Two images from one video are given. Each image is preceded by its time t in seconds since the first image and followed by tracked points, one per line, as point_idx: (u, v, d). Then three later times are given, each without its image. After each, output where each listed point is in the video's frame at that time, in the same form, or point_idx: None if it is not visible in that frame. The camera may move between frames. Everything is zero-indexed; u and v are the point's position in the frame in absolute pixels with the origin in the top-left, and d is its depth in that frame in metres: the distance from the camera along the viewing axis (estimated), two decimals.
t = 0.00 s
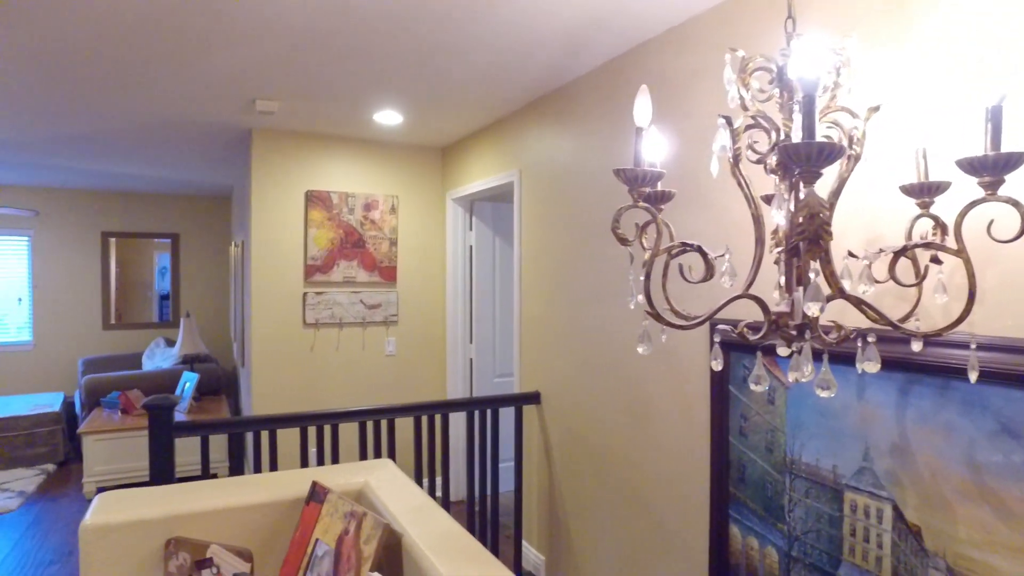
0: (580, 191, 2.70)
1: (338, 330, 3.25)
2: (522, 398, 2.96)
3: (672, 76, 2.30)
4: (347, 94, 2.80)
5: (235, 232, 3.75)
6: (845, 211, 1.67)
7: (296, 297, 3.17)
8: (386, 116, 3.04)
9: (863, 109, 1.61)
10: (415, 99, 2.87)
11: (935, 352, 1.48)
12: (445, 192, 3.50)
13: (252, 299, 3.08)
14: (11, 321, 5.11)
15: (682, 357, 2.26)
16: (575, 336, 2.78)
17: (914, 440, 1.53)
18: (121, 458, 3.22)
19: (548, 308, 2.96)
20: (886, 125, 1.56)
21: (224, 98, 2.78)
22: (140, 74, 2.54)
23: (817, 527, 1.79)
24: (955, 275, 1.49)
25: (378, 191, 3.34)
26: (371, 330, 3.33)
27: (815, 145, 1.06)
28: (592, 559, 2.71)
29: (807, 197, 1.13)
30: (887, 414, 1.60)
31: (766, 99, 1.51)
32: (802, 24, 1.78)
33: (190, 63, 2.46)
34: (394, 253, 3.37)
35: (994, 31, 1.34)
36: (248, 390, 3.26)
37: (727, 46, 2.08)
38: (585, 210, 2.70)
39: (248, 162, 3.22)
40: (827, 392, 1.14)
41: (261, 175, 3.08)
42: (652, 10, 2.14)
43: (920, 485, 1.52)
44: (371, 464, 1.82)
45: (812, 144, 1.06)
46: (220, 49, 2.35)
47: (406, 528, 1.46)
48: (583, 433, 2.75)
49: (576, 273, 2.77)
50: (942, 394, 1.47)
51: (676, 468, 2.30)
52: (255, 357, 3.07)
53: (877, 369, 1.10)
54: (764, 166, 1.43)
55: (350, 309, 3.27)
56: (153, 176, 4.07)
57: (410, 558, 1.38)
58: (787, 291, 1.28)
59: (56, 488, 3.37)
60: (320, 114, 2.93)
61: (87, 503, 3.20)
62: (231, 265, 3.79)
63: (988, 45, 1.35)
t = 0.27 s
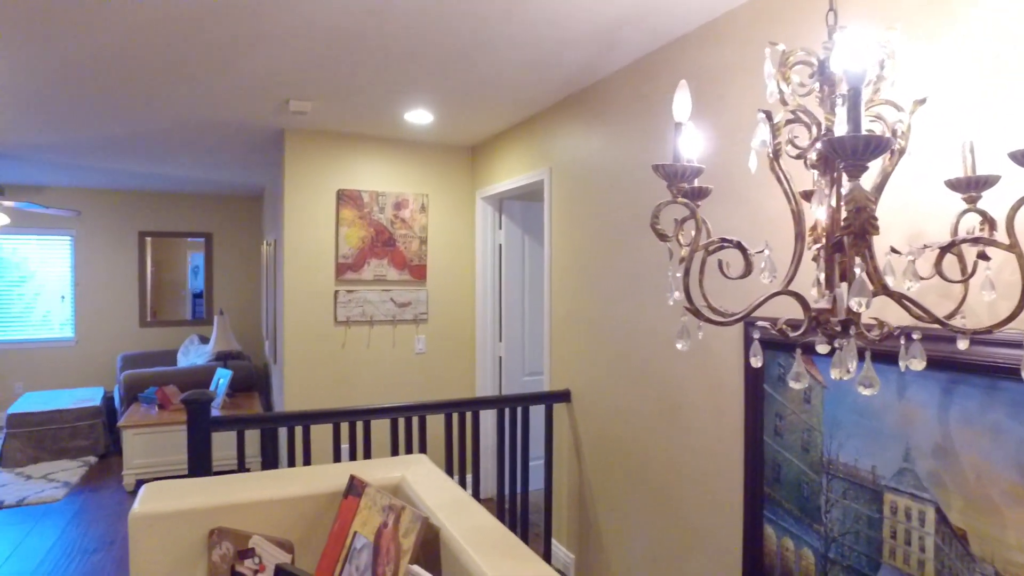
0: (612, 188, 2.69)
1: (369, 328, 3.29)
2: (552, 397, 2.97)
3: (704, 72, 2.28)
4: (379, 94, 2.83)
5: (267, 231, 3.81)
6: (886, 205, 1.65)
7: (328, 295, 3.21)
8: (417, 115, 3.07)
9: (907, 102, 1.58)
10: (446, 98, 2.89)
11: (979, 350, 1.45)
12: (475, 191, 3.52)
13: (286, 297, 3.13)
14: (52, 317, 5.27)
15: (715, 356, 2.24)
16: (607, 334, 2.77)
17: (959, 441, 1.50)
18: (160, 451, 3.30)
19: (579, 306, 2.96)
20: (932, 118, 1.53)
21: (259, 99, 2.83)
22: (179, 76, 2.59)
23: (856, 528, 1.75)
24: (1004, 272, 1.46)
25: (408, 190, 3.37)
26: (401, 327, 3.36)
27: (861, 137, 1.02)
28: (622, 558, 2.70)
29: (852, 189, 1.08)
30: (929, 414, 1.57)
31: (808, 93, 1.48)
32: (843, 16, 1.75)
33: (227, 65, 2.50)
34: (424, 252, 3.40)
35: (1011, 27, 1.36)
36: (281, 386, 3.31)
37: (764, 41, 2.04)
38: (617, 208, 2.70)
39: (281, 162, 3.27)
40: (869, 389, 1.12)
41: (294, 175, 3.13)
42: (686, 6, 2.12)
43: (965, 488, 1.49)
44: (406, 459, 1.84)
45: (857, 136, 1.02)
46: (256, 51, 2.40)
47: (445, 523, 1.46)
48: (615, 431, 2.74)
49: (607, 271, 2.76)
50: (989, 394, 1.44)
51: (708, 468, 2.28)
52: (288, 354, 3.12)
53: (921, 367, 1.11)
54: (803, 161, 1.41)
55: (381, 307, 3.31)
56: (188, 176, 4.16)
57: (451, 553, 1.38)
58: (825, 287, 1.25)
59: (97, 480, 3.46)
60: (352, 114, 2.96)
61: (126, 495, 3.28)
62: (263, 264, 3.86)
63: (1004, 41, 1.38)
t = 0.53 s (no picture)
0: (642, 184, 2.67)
1: (398, 325, 3.32)
2: (581, 394, 2.97)
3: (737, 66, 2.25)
4: (409, 92, 2.85)
5: (298, 229, 3.86)
6: (930, 197, 1.62)
7: (358, 292, 3.25)
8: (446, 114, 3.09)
9: (953, 92, 1.54)
10: (475, 96, 2.91)
11: None
12: (503, 188, 3.53)
13: (317, 294, 3.17)
14: (90, 314, 5.41)
15: (748, 353, 2.21)
16: (637, 332, 2.76)
17: (1004, 441, 1.46)
18: (195, 445, 3.37)
19: (609, 303, 2.96)
20: (979, 107, 1.50)
21: (292, 99, 2.87)
22: (215, 76, 2.65)
23: (894, 530, 1.72)
24: None
25: (437, 188, 3.39)
26: (430, 325, 3.38)
27: (907, 126, 0.97)
28: (652, 557, 2.69)
29: (898, 180, 1.02)
30: (973, 413, 1.53)
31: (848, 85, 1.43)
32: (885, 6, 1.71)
33: (261, 64, 2.55)
34: (452, 249, 3.42)
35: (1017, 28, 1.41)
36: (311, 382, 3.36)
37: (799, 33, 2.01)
38: (647, 204, 2.68)
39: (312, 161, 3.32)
40: (912, 387, 1.08)
41: (325, 173, 3.17)
42: None
43: (1011, 489, 1.44)
44: (439, 454, 1.85)
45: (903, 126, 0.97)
46: (290, 50, 2.43)
47: (480, 517, 1.46)
48: (645, 429, 2.73)
49: (638, 268, 2.75)
50: None
51: (739, 467, 2.25)
52: (319, 351, 3.17)
53: (966, 363, 1.09)
54: (842, 153, 1.38)
55: (410, 304, 3.33)
56: (222, 176, 4.24)
57: (486, 545, 1.38)
58: (864, 282, 1.23)
59: (134, 472, 3.55)
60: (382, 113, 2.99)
61: (163, 487, 3.36)
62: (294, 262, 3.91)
63: (1010, 40, 1.43)
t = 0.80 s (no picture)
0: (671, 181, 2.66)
1: (425, 323, 3.34)
2: (608, 392, 2.97)
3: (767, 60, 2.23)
4: (437, 90, 2.87)
5: (325, 228, 3.91)
6: (974, 186, 1.58)
7: (385, 290, 3.27)
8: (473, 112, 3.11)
9: (998, 80, 1.50)
10: (502, 93, 2.92)
11: None
12: (529, 186, 3.54)
13: (345, 291, 3.21)
14: (124, 311, 5.54)
15: (779, 351, 2.18)
16: (665, 329, 2.74)
17: None
18: (225, 439, 3.43)
19: (637, 300, 2.94)
20: None
21: (321, 98, 2.91)
22: (247, 76, 2.69)
23: (931, 531, 1.68)
24: None
25: (463, 186, 3.41)
26: (456, 322, 3.39)
27: (950, 114, 0.91)
28: (679, 556, 2.67)
29: (939, 169, 0.95)
30: (1015, 412, 1.49)
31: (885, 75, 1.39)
32: None
33: (292, 63, 2.58)
34: (478, 247, 3.43)
35: None
36: (338, 378, 3.40)
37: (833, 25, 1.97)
38: (676, 201, 2.66)
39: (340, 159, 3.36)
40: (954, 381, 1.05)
41: (353, 172, 3.21)
42: None
43: None
44: (468, 448, 1.86)
45: (945, 113, 0.91)
46: (320, 50, 2.47)
47: (512, 510, 1.47)
48: (672, 428, 2.71)
49: (666, 265, 2.73)
50: None
51: (769, 466, 2.22)
52: (347, 347, 3.20)
53: (1010, 360, 1.04)
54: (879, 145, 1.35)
55: (436, 302, 3.35)
56: (252, 176, 4.31)
57: (519, 538, 1.39)
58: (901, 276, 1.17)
59: (167, 466, 3.63)
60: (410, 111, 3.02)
61: (194, 481, 3.43)
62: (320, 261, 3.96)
63: None
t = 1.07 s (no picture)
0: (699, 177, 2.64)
1: (451, 321, 3.35)
2: (635, 390, 2.96)
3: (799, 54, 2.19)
4: (464, 89, 2.88)
5: (352, 227, 3.95)
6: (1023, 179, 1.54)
7: (412, 288, 3.30)
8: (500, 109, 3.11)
9: None
10: (529, 91, 2.92)
11: None
12: (555, 184, 3.55)
13: (373, 289, 3.24)
14: (156, 308, 5.65)
15: (811, 349, 2.15)
16: (694, 327, 2.72)
17: None
18: (256, 435, 3.48)
19: (665, 298, 2.92)
20: None
21: (349, 98, 2.94)
22: (278, 76, 2.73)
23: (972, 535, 1.63)
24: None
25: (490, 184, 3.42)
26: (483, 320, 3.40)
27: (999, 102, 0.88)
28: (708, 555, 2.65)
29: (988, 159, 0.92)
30: None
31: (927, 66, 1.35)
32: None
33: (322, 63, 2.62)
34: (505, 245, 3.44)
35: None
36: (366, 375, 3.43)
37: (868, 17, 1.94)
38: (705, 198, 2.64)
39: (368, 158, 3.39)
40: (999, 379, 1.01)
41: (380, 171, 3.24)
42: None
43: None
44: (497, 443, 1.86)
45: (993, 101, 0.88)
46: (350, 49, 2.49)
47: (544, 505, 1.47)
48: (701, 426, 2.69)
49: (694, 263, 2.71)
50: None
51: (801, 465, 2.18)
52: (375, 345, 3.23)
53: None
54: (920, 137, 1.31)
55: (462, 300, 3.36)
56: (281, 175, 4.38)
57: (552, 532, 1.39)
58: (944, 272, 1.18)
59: (199, 460, 3.70)
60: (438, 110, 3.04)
61: (224, 475, 3.49)
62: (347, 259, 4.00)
63: None
